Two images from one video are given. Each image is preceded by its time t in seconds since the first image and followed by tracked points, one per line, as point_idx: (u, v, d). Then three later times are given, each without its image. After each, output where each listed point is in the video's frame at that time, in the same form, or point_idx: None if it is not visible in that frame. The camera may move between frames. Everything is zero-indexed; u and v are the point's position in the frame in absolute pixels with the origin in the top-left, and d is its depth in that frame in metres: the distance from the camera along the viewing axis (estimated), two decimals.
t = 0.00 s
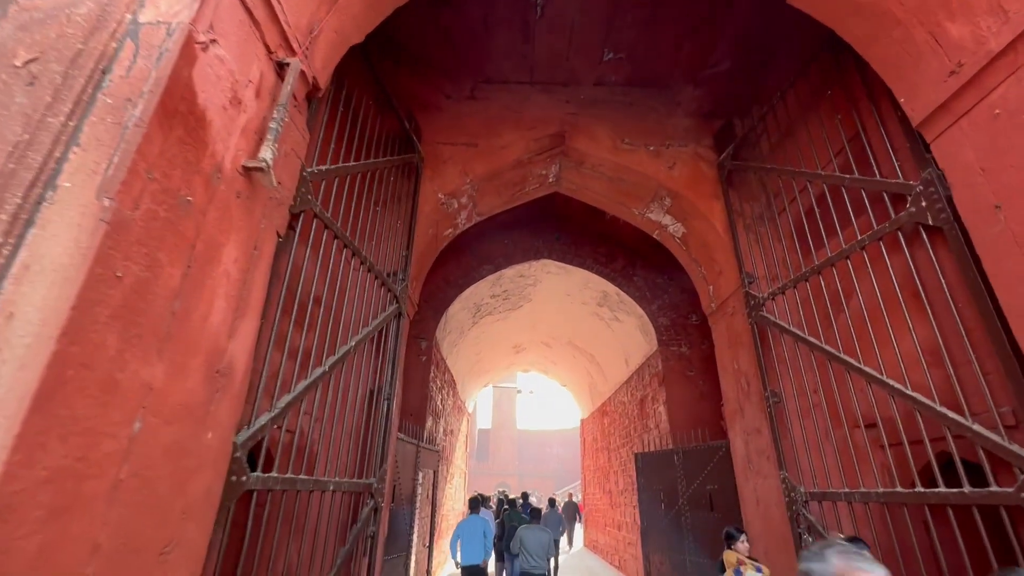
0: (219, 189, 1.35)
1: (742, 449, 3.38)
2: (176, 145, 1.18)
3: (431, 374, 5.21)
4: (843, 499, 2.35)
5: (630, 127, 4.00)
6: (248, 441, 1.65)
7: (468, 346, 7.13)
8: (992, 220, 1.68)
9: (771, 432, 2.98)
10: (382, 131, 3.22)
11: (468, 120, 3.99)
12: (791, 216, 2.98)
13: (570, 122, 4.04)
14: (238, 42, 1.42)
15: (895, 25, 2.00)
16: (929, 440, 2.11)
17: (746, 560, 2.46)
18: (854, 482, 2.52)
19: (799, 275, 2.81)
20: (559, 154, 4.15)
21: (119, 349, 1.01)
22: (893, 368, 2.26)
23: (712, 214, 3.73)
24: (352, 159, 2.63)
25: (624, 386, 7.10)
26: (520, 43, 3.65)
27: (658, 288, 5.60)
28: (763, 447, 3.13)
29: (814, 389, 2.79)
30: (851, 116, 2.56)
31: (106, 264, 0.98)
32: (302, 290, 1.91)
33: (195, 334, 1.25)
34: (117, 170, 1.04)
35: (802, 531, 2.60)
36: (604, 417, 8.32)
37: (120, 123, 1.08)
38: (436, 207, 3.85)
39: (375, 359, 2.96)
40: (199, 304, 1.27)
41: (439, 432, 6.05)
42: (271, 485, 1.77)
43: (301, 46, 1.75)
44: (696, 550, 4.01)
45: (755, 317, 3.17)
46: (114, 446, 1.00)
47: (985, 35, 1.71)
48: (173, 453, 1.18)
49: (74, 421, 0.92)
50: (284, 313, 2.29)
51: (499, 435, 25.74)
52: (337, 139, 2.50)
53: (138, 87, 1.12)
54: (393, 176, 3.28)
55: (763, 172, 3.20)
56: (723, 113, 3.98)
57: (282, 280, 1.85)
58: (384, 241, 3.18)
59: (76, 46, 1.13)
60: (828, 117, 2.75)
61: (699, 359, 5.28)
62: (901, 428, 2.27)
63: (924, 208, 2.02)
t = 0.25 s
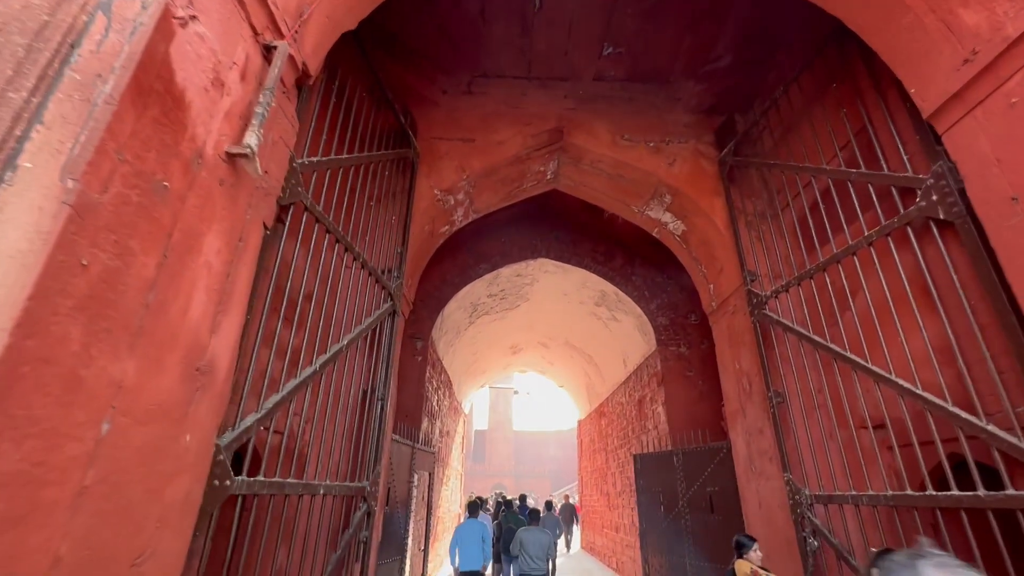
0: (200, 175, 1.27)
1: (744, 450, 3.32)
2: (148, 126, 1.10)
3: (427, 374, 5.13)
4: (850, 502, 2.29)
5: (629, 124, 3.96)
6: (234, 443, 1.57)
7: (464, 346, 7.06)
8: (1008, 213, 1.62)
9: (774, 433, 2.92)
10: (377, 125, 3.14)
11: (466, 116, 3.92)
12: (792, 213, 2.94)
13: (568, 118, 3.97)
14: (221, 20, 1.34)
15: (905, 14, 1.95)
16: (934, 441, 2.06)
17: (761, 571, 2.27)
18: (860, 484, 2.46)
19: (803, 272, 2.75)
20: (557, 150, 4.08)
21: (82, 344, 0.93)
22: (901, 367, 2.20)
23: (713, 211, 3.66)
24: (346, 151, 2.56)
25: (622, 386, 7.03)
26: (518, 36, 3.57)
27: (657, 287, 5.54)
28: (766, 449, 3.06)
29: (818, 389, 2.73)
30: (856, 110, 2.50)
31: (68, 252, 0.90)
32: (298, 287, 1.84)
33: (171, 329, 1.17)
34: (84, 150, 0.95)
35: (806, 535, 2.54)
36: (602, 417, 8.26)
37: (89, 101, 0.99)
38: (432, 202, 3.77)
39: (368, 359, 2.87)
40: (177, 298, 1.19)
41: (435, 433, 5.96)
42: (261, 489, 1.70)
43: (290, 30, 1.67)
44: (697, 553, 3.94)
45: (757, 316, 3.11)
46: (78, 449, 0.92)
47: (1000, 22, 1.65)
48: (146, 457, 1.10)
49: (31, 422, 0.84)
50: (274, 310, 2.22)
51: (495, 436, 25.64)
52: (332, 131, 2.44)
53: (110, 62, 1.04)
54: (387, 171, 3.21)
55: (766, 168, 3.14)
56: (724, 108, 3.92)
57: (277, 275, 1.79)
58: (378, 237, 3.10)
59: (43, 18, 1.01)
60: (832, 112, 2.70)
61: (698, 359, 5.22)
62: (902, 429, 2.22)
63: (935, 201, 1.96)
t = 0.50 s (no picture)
0: (179, 153, 1.19)
1: (746, 446, 3.26)
2: (119, 96, 1.03)
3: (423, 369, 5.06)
4: (857, 499, 2.23)
5: (630, 114, 3.88)
6: (219, 439, 1.49)
7: (461, 342, 6.98)
8: None
9: (778, 429, 2.85)
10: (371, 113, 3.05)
11: (463, 106, 3.84)
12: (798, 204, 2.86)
13: (567, 108, 3.88)
14: None
15: None
16: (945, 437, 2.00)
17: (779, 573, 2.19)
18: (867, 481, 2.40)
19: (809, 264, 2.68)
20: (556, 141, 3.99)
21: (42, 327, 0.86)
22: (912, 361, 2.14)
23: (716, 202, 3.57)
24: (339, 138, 2.46)
25: (620, 383, 6.97)
26: (516, 24, 3.48)
27: (656, 283, 5.48)
28: (768, 445, 3.00)
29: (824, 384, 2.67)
30: (866, 97, 2.43)
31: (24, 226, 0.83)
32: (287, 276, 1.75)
33: (147, 316, 1.10)
34: (45, 117, 0.87)
35: (811, 533, 2.49)
36: (600, 414, 8.20)
37: (53, 67, 0.90)
38: (428, 194, 3.66)
39: (362, 353, 2.79)
40: (153, 282, 1.11)
41: (431, 430, 5.89)
42: (248, 486, 1.63)
43: (278, 5, 1.59)
44: (698, 551, 3.89)
45: (760, 310, 3.03)
46: (38, 443, 0.85)
47: None
48: (119, 452, 1.02)
49: None
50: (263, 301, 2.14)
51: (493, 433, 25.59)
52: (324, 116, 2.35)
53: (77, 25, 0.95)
54: (382, 160, 3.12)
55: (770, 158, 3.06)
56: (726, 100, 3.85)
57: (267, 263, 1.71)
58: (371, 228, 3.01)
59: None
60: (840, 101, 2.63)
61: (698, 355, 5.16)
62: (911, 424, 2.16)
63: (948, 189, 1.90)
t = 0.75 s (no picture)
0: (154, 128, 1.12)
1: (746, 444, 3.20)
2: (85, 62, 0.96)
3: (418, 367, 4.98)
4: (861, 497, 2.17)
5: (628, 107, 3.81)
6: (199, 435, 1.41)
7: (457, 340, 6.91)
8: None
9: (779, 426, 2.79)
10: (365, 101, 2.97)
11: (459, 98, 3.77)
12: (800, 197, 2.80)
13: (565, 100, 3.81)
14: None
15: None
16: (954, 433, 1.94)
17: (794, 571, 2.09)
18: (872, 479, 2.34)
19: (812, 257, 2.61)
20: (553, 135, 3.92)
21: None
22: (918, 356, 2.09)
23: (715, 197, 3.51)
24: (330, 125, 2.38)
25: (617, 382, 6.91)
26: (513, 14, 3.43)
27: (654, 280, 5.42)
28: (769, 443, 2.95)
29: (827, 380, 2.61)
30: (871, 86, 2.38)
31: None
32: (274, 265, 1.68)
33: (117, 300, 1.03)
34: None
35: (813, 532, 2.43)
36: (597, 413, 8.14)
37: (10, 25, 0.83)
38: (422, 187, 3.56)
39: (354, 348, 2.72)
40: (125, 265, 1.04)
41: (427, 429, 5.82)
42: (231, 485, 1.55)
43: None
44: (698, 550, 3.83)
45: (761, 305, 2.97)
46: None
47: None
48: (85, 444, 0.95)
49: None
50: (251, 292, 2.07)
51: (489, 433, 25.52)
52: (314, 103, 2.27)
53: None
54: (375, 151, 3.04)
55: (772, 150, 3.01)
56: (726, 93, 3.79)
57: (253, 252, 1.64)
58: (363, 220, 2.94)
59: None
60: (844, 91, 2.58)
61: (696, 352, 5.11)
62: (918, 420, 2.10)
63: (958, 177, 1.84)
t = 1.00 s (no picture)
0: (132, 107, 1.07)
1: (746, 443, 3.16)
2: (54, 33, 0.91)
3: (415, 366, 4.93)
4: (866, 497, 2.13)
5: (628, 102, 3.76)
6: (183, 432, 1.35)
7: (454, 339, 6.85)
8: None
9: (781, 425, 2.75)
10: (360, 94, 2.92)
11: (457, 93, 3.72)
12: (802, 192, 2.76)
13: (564, 96, 3.76)
14: None
15: None
16: (962, 430, 1.90)
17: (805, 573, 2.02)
18: (876, 478, 2.30)
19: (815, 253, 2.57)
20: (551, 130, 3.87)
21: None
22: (924, 352, 2.04)
23: (715, 193, 3.47)
24: (324, 116, 2.33)
25: (615, 381, 6.87)
26: (511, 8, 3.38)
27: (653, 278, 5.38)
28: (770, 442, 2.91)
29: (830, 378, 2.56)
30: (875, 78, 2.34)
31: None
32: (263, 257, 1.62)
33: (90, 287, 0.97)
34: None
35: (816, 532, 2.38)
36: (595, 413, 8.10)
37: None
38: (418, 182, 3.49)
39: (348, 345, 2.66)
40: (100, 251, 0.99)
41: (423, 428, 5.76)
42: (218, 484, 1.49)
43: None
44: (697, 551, 3.79)
45: (763, 302, 2.93)
46: None
47: None
48: (54, 439, 0.90)
49: None
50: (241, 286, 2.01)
51: (486, 433, 25.45)
52: (308, 93, 2.22)
53: None
54: (371, 145, 2.98)
55: (773, 144, 2.96)
56: (726, 88, 3.75)
57: (241, 243, 1.58)
58: (359, 214, 2.88)
59: None
60: (848, 84, 2.53)
61: (695, 351, 5.07)
62: (924, 418, 2.06)
63: (965, 169, 1.80)
